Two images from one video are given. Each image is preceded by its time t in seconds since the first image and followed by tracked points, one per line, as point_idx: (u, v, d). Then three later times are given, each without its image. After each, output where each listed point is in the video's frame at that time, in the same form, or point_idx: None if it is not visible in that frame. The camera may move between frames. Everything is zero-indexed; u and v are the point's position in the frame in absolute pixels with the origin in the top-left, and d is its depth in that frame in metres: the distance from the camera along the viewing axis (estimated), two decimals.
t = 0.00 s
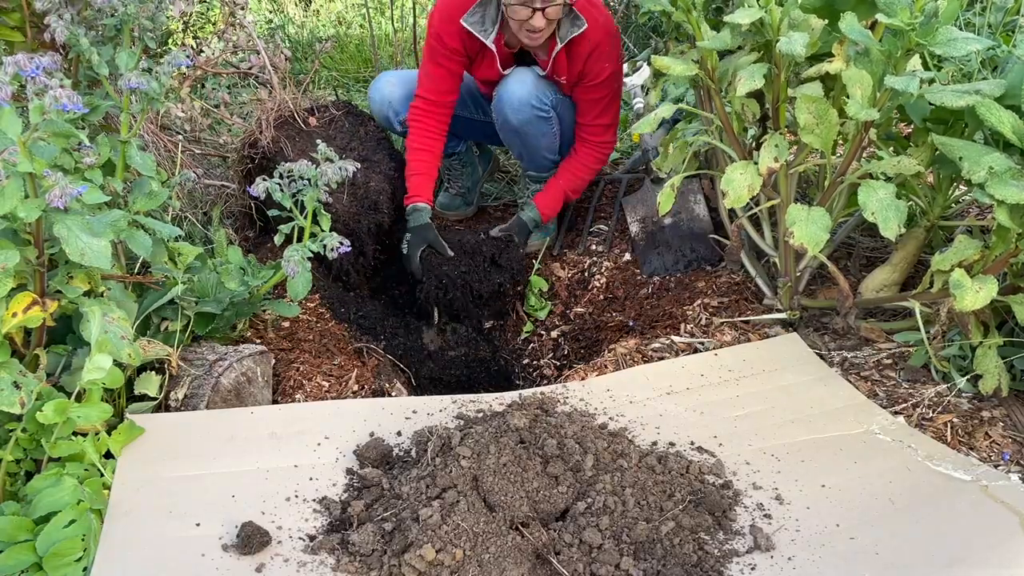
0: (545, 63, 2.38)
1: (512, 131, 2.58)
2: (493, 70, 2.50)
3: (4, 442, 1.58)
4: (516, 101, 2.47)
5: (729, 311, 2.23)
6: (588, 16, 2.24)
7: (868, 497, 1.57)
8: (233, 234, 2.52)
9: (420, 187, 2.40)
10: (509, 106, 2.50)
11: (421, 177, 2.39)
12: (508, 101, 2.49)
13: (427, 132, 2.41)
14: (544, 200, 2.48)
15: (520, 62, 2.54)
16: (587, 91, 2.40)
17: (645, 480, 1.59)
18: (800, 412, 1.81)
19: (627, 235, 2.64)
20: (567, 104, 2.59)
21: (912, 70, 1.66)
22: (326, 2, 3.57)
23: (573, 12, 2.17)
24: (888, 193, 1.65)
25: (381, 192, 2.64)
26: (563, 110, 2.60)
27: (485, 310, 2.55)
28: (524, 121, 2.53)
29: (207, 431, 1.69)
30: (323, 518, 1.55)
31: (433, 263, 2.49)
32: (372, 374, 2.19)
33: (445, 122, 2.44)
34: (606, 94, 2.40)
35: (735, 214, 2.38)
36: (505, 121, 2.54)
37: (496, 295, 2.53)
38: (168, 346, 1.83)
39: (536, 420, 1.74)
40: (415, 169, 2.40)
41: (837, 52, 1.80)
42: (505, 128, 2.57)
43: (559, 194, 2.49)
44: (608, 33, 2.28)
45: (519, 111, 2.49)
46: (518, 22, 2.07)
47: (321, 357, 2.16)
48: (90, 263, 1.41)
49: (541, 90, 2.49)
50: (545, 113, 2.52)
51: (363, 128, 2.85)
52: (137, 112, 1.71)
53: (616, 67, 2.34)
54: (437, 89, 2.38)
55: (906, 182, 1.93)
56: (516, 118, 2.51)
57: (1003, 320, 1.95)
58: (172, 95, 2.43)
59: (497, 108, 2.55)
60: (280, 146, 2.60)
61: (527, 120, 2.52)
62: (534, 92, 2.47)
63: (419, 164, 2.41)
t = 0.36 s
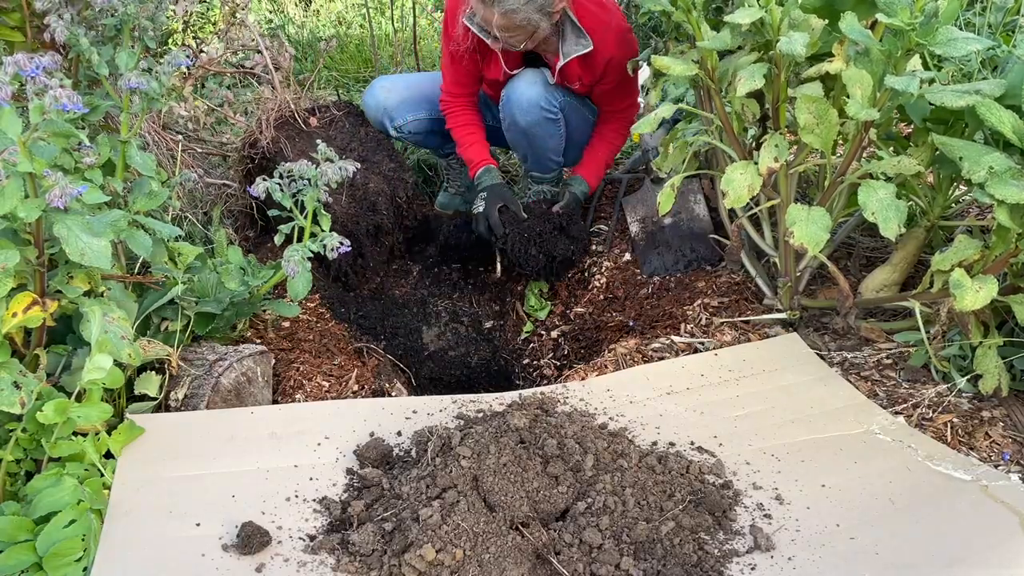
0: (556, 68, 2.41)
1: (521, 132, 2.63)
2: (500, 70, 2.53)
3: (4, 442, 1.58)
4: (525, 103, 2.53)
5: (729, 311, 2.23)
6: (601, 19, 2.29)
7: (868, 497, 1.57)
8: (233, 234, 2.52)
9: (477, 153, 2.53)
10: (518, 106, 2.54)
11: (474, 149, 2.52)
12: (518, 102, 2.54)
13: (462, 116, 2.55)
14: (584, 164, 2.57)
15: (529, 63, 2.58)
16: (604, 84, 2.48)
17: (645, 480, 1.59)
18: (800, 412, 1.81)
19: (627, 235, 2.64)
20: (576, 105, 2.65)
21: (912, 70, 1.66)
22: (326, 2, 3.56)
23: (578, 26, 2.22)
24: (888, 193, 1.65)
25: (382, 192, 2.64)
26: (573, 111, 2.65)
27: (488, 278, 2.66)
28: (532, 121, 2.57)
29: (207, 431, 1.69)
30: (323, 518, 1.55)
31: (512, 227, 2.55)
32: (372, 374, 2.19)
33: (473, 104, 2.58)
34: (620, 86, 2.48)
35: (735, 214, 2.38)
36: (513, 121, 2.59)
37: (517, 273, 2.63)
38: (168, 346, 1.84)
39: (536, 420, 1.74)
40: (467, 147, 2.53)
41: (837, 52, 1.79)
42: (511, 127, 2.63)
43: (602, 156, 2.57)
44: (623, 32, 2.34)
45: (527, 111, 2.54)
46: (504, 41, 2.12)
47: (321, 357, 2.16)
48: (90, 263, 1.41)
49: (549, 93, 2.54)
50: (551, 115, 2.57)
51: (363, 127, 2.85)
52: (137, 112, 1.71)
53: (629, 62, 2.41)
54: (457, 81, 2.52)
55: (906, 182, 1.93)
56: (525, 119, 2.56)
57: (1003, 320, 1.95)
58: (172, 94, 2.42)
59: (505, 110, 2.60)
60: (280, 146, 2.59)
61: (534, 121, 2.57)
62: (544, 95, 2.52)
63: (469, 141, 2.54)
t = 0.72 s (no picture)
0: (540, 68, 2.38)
1: (514, 131, 2.60)
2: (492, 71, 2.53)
3: (4, 442, 1.58)
4: (517, 101, 2.51)
5: (729, 311, 2.23)
6: (587, 20, 2.26)
7: (868, 497, 1.57)
8: (233, 234, 2.52)
9: (456, 180, 2.60)
10: (510, 107, 2.53)
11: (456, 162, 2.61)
12: (510, 102, 2.52)
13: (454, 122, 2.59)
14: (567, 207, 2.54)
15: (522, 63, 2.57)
16: (593, 93, 2.43)
17: (645, 480, 1.59)
18: (800, 413, 1.81)
19: (627, 235, 2.64)
20: (570, 105, 2.63)
21: (912, 70, 1.66)
22: (326, 2, 3.56)
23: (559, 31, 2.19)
24: (888, 193, 1.65)
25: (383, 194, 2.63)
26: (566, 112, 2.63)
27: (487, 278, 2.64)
28: (524, 122, 2.55)
29: (206, 431, 1.69)
30: (323, 518, 1.55)
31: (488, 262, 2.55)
32: (372, 374, 2.19)
33: (469, 112, 2.61)
34: (609, 95, 2.42)
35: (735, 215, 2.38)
36: (505, 121, 2.57)
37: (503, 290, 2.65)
38: (168, 346, 1.84)
39: (537, 420, 1.73)
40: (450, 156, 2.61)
41: (837, 51, 1.80)
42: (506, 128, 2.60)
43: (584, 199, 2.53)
44: (610, 38, 2.29)
45: (519, 110, 2.52)
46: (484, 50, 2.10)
47: (321, 357, 2.16)
48: (90, 263, 1.41)
49: (541, 92, 2.52)
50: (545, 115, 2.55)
51: (363, 127, 2.85)
52: (137, 112, 1.71)
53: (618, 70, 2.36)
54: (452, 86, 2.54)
55: (906, 182, 1.93)
56: (517, 119, 2.54)
57: (1003, 320, 1.95)
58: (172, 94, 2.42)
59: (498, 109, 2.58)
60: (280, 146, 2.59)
61: (527, 121, 2.54)
62: (535, 93, 2.51)
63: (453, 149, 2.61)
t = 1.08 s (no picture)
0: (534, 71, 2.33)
1: (504, 138, 2.57)
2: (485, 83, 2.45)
3: (4, 442, 1.58)
4: (506, 110, 2.46)
5: (729, 311, 2.23)
6: (576, 25, 2.16)
7: (867, 497, 1.57)
8: (233, 234, 2.52)
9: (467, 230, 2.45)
10: (500, 115, 2.49)
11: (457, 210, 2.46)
12: (500, 111, 2.47)
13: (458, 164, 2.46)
14: (544, 227, 2.43)
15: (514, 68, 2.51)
16: (575, 105, 2.31)
17: (645, 480, 1.59)
18: (800, 412, 1.81)
19: (627, 235, 2.65)
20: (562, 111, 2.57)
21: (912, 70, 1.66)
22: (326, 2, 3.56)
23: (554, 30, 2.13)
24: (888, 193, 1.65)
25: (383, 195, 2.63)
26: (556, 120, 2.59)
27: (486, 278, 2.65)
28: (514, 130, 2.51)
29: (206, 431, 1.69)
30: (323, 518, 1.55)
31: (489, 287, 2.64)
32: (372, 373, 2.19)
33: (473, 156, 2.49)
34: (594, 105, 2.30)
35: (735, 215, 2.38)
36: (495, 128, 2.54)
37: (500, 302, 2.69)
38: (168, 346, 1.84)
39: (536, 420, 1.73)
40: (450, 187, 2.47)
41: (837, 52, 1.80)
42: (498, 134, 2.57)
43: (559, 220, 2.41)
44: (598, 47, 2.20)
45: (509, 119, 2.48)
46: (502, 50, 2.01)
47: (321, 357, 2.16)
48: (90, 263, 1.41)
49: (535, 100, 2.47)
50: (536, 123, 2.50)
51: (362, 127, 2.85)
52: (137, 112, 1.70)
53: (605, 81, 2.25)
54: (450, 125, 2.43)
55: (906, 182, 1.93)
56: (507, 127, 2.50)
57: (1004, 320, 1.95)
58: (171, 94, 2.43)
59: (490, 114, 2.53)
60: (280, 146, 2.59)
61: (517, 129, 2.50)
62: (527, 101, 2.45)
63: (455, 185, 2.48)
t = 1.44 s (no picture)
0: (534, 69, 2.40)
1: (502, 136, 2.58)
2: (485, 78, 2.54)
3: (4, 442, 1.58)
4: (504, 107, 2.49)
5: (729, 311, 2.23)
6: (582, 14, 2.23)
7: (867, 497, 1.57)
8: (233, 234, 2.52)
9: (449, 180, 2.36)
10: (497, 113, 2.51)
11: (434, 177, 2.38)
12: (497, 108, 2.50)
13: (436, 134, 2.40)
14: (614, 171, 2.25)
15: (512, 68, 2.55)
16: (592, 87, 2.33)
17: (645, 480, 1.60)
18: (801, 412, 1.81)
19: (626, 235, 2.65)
20: (563, 111, 2.59)
21: (912, 70, 1.66)
22: (326, 2, 3.55)
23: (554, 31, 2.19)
24: (888, 193, 1.65)
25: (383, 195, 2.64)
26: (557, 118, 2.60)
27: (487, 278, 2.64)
28: (513, 128, 2.53)
29: (206, 430, 1.68)
30: (323, 518, 1.55)
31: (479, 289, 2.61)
32: (372, 373, 2.19)
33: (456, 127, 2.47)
34: (614, 88, 2.32)
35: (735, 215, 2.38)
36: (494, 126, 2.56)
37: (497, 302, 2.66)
38: (168, 346, 1.84)
39: (536, 420, 1.73)
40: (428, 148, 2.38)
41: (837, 51, 1.80)
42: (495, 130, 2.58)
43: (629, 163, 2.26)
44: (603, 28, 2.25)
45: (506, 116, 2.50)
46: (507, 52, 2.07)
47: (321, 357, 2.16)
48: (90, 263, 1.41)
49: (529, 97, 2.50)
50: (533, 119, 2.52)
51: (363, 127, 2.85)
52: (137, 112, 1.70)
53: (616, 60, 2.29)
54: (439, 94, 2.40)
55: (907, 182, 1.93)
56: (506, 124, 2.52)
57: (1004, 320, 1.95)
58: (170, 95, 2.44)
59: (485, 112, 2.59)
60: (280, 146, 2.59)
61: (517, 126, 2.52)
62: (521, 98, 2.48)
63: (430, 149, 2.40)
